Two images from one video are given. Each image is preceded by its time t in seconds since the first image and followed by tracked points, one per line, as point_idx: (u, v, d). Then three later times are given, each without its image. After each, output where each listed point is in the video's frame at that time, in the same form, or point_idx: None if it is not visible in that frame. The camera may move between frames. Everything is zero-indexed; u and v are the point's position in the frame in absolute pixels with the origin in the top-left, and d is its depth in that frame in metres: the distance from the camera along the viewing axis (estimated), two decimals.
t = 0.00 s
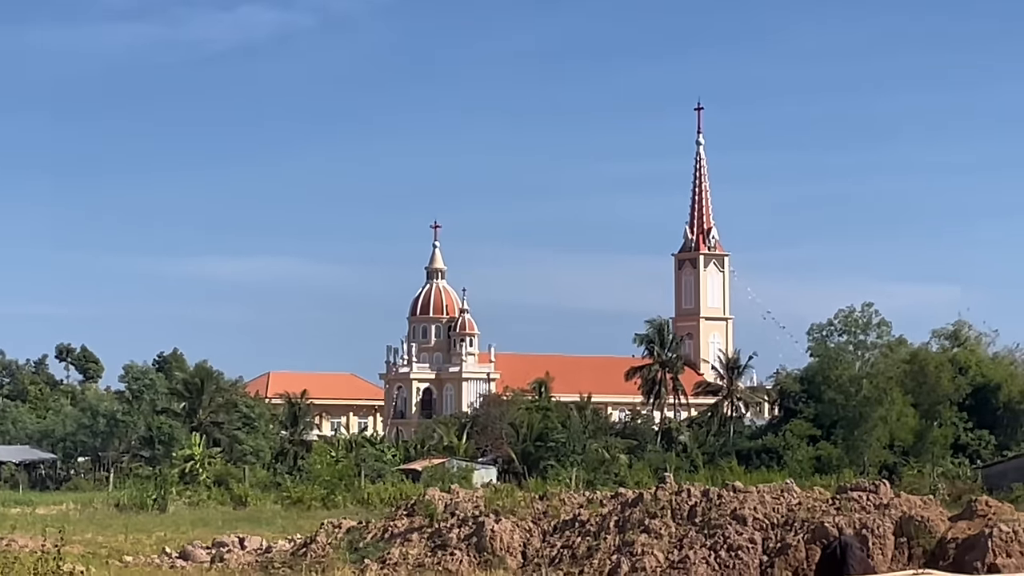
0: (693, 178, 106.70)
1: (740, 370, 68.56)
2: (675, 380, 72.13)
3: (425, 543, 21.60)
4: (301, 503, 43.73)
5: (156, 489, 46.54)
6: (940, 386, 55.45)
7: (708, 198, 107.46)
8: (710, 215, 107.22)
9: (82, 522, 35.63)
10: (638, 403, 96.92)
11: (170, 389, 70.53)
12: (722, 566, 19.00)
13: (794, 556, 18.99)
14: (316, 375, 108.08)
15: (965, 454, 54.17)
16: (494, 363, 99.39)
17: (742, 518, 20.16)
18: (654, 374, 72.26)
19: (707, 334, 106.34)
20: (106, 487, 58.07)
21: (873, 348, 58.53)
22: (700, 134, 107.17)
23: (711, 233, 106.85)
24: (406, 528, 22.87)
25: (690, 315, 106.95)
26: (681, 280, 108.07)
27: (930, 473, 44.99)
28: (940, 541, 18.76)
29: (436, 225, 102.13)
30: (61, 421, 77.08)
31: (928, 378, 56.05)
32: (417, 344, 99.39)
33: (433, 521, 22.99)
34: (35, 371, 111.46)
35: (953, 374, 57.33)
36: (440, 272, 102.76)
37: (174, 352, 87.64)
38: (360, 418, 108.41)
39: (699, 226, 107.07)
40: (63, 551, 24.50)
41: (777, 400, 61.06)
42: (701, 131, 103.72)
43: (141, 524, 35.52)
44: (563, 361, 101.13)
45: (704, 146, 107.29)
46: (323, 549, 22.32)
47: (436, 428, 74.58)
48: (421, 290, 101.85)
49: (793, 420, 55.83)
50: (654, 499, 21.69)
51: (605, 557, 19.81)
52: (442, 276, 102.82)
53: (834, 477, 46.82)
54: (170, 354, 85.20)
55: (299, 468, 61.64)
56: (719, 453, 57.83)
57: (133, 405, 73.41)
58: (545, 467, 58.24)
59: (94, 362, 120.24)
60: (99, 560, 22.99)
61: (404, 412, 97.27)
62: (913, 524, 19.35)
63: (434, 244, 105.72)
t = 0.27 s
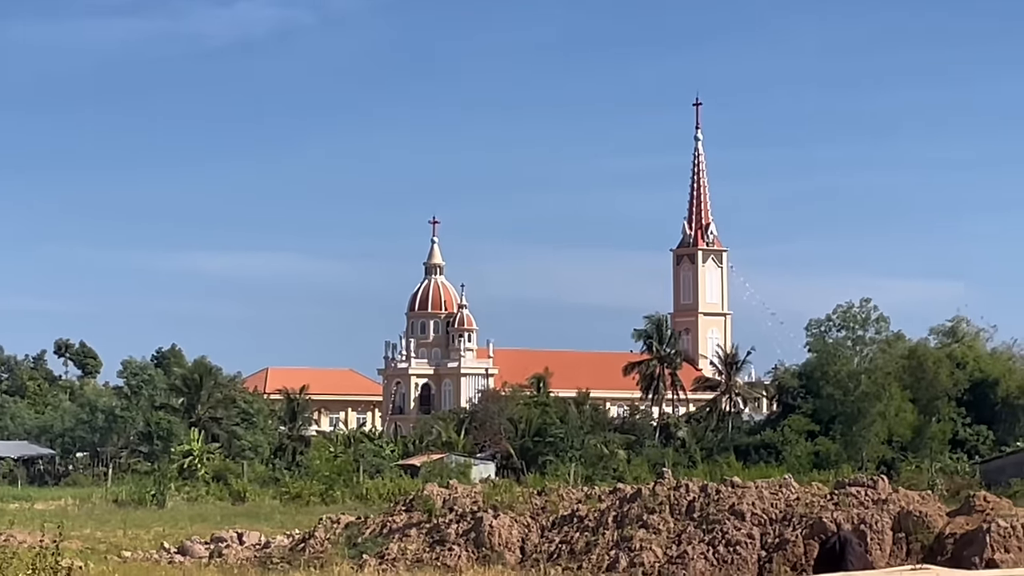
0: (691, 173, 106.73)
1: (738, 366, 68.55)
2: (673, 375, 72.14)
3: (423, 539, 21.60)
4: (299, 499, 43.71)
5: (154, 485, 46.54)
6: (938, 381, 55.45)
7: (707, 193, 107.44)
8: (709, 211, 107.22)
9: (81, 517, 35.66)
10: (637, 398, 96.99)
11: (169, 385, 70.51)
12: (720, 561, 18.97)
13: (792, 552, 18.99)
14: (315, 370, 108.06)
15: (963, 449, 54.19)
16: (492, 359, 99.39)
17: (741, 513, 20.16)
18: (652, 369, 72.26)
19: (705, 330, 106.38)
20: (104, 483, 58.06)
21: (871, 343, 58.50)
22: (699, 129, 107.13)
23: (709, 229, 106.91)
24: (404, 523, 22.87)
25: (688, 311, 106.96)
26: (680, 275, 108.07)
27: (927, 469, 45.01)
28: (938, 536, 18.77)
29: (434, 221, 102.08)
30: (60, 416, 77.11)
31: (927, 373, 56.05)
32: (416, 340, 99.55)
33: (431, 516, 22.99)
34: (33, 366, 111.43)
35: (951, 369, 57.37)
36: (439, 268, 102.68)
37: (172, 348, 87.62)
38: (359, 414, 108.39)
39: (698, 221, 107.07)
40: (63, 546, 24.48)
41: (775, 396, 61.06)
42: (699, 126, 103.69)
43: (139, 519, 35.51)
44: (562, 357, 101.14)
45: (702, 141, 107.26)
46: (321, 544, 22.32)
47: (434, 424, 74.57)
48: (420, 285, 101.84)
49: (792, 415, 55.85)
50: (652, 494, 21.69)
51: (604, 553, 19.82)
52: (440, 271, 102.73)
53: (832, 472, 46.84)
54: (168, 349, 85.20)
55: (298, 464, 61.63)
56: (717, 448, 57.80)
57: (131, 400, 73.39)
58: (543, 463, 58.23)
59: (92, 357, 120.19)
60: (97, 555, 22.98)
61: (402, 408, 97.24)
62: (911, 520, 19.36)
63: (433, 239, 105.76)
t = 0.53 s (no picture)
0: (690, 169, 106.70)
1: (738, 361, 68.51)
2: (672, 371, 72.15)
3: (423, 534, 21.58)
4: (299, 494, 43.70)
5: (153, 480, 46.54)
6: (938, 375, 55.43)
7: (706, 188, 107.41)
8: (708, 206, 107.20)
9: (80, 513, 35.66)
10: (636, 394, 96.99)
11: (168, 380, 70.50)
12: (720, 557, 18.93)
13: (792, 547, 18.96)
14: (314, 366, 108.07)
15: (963, 445, 54.20)
16: (492, 355, 99.39)
17: (740, 508, 20.14)
18: (651, 364, 72.22)
19: (705, 326, 106.38)
20: (104, 478, 58.07)
21: (870, 340, 58.44)
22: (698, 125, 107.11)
23: (709, 224, 106.89)
24: (404, 519, 22.86)
25: (688, 306, 106.94)
26: (679, 270, 108.06)
27: (927, 464, 44.99)
28: (937, 532, 18.76)
29: (433, 217, 102.16)
30: (58, 412, 77.11)
31: (926, 368, 55.90)
32: (415, 335, 99.59)
33: (430, 512, 22.97)
34: (33, 362, 111.46)
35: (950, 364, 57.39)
36: (438, 263, 102.72)
37: (172, 343, 87.64)
38: (358, 409, 108.37)
39: (697, 217, 107.03)
40: (62, 542, 24.49)
41: (775, 391, 61.04)
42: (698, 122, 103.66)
43: (139, 514, 35.51)
44: (561, 352, 101.15)
45: (701, 137, 107.24)
46: (321, 539, 22.31)
47: (433, 419, 74.55)
48: (419, 281, 101.87)
49: (791, 411, 55.85)
50: (651, 490, 21.67)
51: (603, 548, 19.80)
52: (440, 267, 102.77)
53: (831, 468, 46.86)
54: (168, 345, 85.20)
55: (297, 459, 61.61)
56: (717, 443, 57.77)
57: (130, 396, 73.40)
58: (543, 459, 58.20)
59: (92, 353, 120.21)
60: (96, 550, 22.98)
61: (401, 404, 97.20)
62: (910, 514, 19.33)
63: (432, 234, 105.76)
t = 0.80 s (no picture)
0: (689, 165, 106.71)
1: (736, 357, 68.57)
2: (671, 367, 72.17)
3: (422, 530, 21.58)
4: (298, 490, 43.69)
5: (152, 476, 46.55)
6: (937, 372, 55.46)
7: (705, 185, 107.43)
8: (707, 202, 107.22)
9: (78, 509, 35.64)
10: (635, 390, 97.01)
11: (167, 376, 70.53)
12: (719, 553, 18.93)
13: (790, 542, 18.92)
14: (313, 362, 108.10)
15: (961, 441, 54.18)
16: (491, 350, 99.42)
17: (739, 504, 20.15)
18: (651, 360, 72.22)
19: (704, 322, 106.38)
20: (103, 473, 58.09)
21: (870, 335, 58.41)
22: (697, 121, 107.13)
23: (708, 220, 106.96)
24: (402, 514, 22.85)
25: (687, 302, 106.93)
26: (678, 266, 108.06)
27: (926, 460, 44.94)
28: (936, 527, 18.74)
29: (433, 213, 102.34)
30: (57, 408, 77.10)
31: (925, 364, 56.02)
32: (414, 331, 99.63)
33: (429, 507, 22.96)
34: (32, 358, 111.45)
35: (949, 361, 57.41)
36: (438, 259, 102.87)
37: (171, 339, 87.69)
38: (358, 405, 108.38)
39: (696, 213, 107.06)
40: (59, 537, 24.45)
41: (774, 388, 61.08)
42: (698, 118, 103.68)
43: (137, 510, 35.47)
44: (561, 348, 101.17)
45: (701, 133, 107.24)
46: (319, 535, 22.30)
47: (433, 415, 74.57)
48: (418, 277, 101.93)
49: (790, 407, 55.86)
50: (650, 486, 21.67)
51: (602, 544, 19.80)
52: (439, 263, 102.92)
53: (831, 464, 46.87)
54: (167, 341, 85.29)
55: (296, 455, 61.60)
56: (715, 440, 57.78)
57: (129, 391, 73.47)
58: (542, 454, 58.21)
59: (91, 349, 120.22)
60: (94, 546, 22.94)
61: (401, 399, 97.15)
62: (909, 511, 19.32)
63: (432, 230, 105.78)
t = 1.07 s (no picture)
0: (688, 162, 106.72)
1: (734, 354, 68.63)
2: (670, 363, 72.18)
3: (420, 526, 21.59)
4: (296, 486, 43.72)
5: (151, 472, 46.57)
6: (935, 369, 55.53)
7: (704, 181, 107.45)
8: (706, 199, 107.24)
9: (77, 505, 35.62)
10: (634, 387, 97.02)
11: (166, 373, 70.54)
12: (717, 549, 18.94)
13: (789, 540, 18.94)
14: (312, 359, 108.10)
15: (960, 438, 54.21)
16: (490, 347, 99.45)
17: (738, 501, 20.17)
18: (649, 357, 72.27)
19: (702, 319, 106.38)
20: (102, 470, 58.08)
21: (868, 332, 58.43)
22: (696, 118, 107.16)
23: (706, 217, 106.99)
24: (401, 511, 22.85)
25: (686, 299, 106.94)
26: (677, 263, 108.07)
27: (925, 457, 44.92)
28: (935, 524, 18.74)
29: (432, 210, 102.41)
30: (56, 405, 77.08)
31: (923, 361, 56.09)
32: (413, 327, 99.66)
33: (427, 504, 22.96)
34: (31, 354, 111.43)
35: (948, 358, 57.46)
36: (437, 256, 102.90)
37: (170, 335, 87.71)
38: (356, 402, 108.37)
39: (695, 210, 107.09)
40: (58, 533, 24.47)
41: (772, 384, 61.12)
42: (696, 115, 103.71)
43: (136, 507, 35.47)
44: (559, 345, 101.21)
45: (700, 130, 107.25)
46: (318, 532, 22.29)
47: (431, 413, 74.60)
48: (417, 273, 101.98)
49: (789, 404, 55.85)
50: (649, 483, 21.69)
51: (600, 541, 19.83)
52: (438, 260, 102.96)
53: (830, 460, 46.89)
54: (166, 337, 85.29)
55: (295, 451, 61.58)
56: (714, 436, 57.83)
57: (128, 387, 73.50)
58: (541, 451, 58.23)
59: (89, 345, 120.19)
60: (93, 543, 22.94)
61: (400, 396, 96.98)
62: (907, 508, 19.35)
63: (431, 227, 105.82)
